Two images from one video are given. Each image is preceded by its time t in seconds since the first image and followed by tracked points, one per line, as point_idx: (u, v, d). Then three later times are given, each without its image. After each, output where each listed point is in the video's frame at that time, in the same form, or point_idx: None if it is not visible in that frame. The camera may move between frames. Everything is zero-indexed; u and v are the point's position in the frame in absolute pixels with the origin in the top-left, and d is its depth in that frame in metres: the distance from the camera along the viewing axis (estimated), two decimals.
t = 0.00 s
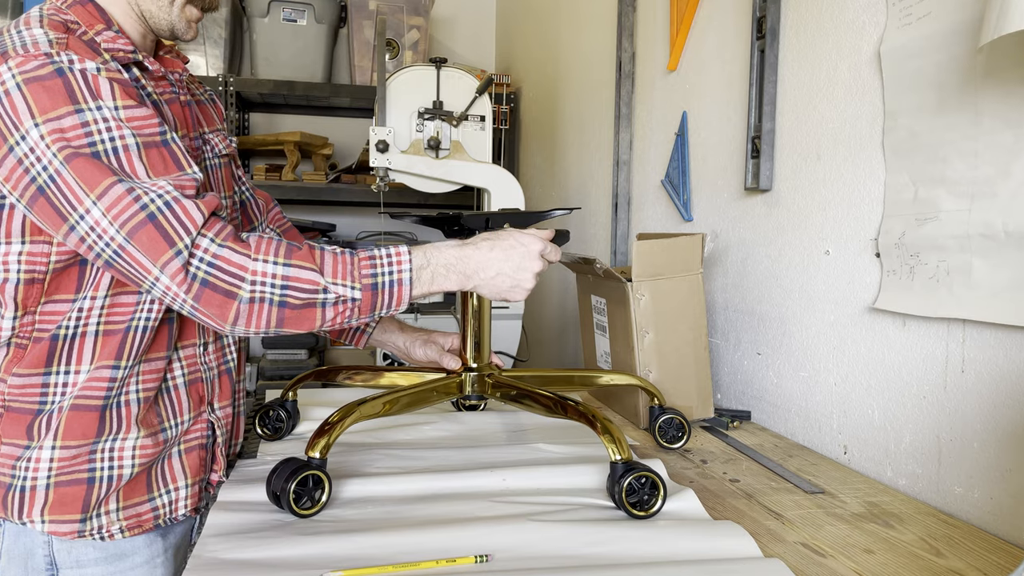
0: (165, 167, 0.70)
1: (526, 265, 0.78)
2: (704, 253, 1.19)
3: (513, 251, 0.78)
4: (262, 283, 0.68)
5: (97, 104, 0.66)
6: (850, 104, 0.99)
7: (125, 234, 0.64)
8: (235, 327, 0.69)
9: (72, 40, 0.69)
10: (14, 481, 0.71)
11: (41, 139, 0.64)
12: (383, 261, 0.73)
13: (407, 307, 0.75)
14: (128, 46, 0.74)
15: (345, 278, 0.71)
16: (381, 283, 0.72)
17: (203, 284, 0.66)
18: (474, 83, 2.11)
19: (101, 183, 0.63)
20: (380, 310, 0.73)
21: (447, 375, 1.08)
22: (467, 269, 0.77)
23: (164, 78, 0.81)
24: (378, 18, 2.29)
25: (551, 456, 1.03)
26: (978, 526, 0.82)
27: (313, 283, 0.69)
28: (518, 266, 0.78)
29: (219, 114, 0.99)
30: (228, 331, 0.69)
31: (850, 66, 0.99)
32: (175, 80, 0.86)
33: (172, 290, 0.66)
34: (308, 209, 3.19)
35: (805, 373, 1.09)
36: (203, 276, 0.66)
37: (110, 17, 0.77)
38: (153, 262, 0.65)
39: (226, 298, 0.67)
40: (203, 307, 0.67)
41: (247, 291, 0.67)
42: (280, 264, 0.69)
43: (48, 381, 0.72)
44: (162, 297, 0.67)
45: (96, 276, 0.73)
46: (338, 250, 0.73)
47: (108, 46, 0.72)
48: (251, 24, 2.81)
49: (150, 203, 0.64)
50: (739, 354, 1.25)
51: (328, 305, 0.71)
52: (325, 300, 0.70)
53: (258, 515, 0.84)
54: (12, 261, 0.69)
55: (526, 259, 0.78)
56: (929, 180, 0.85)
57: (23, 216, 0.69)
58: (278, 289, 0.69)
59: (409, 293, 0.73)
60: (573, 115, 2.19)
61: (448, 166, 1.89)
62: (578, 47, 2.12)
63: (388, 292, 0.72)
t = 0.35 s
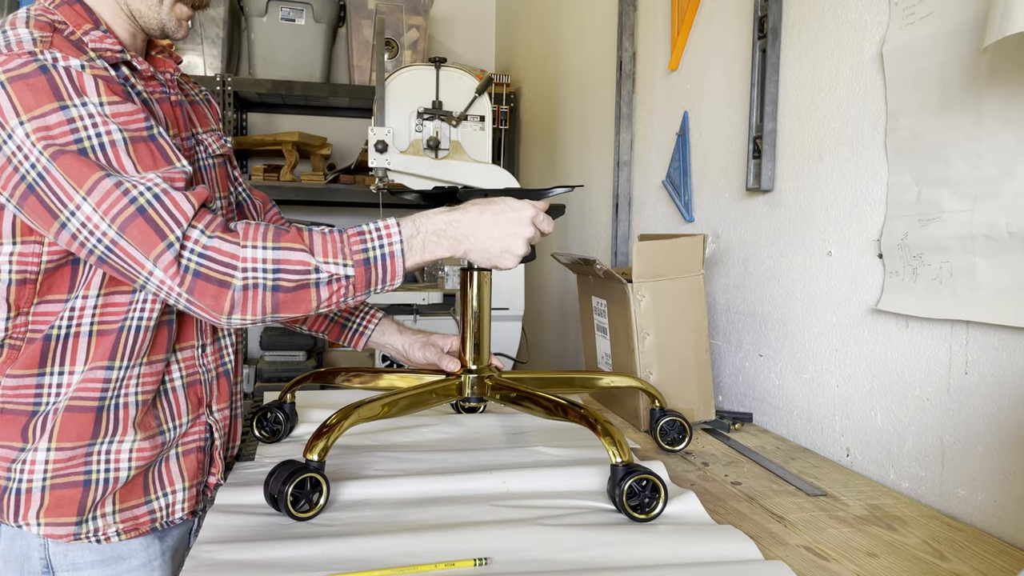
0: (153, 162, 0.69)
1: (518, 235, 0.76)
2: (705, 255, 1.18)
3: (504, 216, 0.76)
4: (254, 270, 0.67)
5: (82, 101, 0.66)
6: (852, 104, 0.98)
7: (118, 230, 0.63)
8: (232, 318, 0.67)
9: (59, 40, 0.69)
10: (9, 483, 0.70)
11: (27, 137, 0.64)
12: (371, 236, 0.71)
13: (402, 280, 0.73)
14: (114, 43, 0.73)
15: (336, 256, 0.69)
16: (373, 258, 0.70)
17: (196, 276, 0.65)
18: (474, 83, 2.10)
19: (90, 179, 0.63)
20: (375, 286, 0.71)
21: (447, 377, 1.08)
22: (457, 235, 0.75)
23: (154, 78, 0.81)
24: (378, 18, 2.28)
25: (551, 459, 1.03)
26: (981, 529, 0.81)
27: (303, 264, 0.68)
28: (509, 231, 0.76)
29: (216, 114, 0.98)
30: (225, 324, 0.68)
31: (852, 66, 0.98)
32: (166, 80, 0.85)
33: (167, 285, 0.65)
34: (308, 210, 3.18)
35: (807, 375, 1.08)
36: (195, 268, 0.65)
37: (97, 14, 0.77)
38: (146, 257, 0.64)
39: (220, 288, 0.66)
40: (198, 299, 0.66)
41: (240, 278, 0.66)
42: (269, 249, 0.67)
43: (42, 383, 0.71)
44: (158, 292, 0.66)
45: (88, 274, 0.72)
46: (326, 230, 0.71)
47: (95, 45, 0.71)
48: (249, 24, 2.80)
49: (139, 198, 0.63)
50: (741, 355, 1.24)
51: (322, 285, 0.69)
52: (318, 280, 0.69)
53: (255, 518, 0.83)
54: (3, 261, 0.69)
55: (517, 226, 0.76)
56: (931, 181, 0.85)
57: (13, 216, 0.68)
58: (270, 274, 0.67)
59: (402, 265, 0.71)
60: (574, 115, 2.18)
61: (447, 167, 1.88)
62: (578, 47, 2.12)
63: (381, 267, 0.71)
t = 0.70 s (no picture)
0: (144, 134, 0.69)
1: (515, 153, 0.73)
2: (706, 254, 1.17)
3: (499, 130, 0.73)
4: (256, 221, 0.66)
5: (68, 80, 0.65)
6: (855, 101, 0.97)
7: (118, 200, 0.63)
8: (243, 275, 0.67)
9: (41, 29, 0.68)
10: (13, 478, 0.70)
11: (16, 121, 0.63)
12: (366, 168, 0.69)
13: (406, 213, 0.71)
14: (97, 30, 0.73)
15: (334, 194, 0.67)
16: (371, 189, 0.68)
17: (201, 236, 0.65)
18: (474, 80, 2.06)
19: (85, 152, 0.63)
20: (378, 221, 0.70)
21: (447, 377, 1.07)
22: (453, 153, 0.72)
23: (141, 71, 0.80)
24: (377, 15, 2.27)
25: (551, 458, 1.02)
26: (985, 530, 0.80)
27: (304, 207, 0.66)
28: (505, 145, 0.73)
29: (210, 110, 0.98)
30: (237, 283, 0.67)
31: (855, 63, 0.97)
32: (152, 74, 0.84)
33: (174, 251, 0.64)
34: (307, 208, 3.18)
35: (809, 374, 1.07)
36: (199, 229, 0.65)
37: (81, 5, 0.76)
38: (150, 225, 0.64)
39: (228, 245, 0.65)
40: (206, 261, 0.65)
41: (244, 233, 0.65)
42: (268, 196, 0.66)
43: (42, 374, 0.71)
44: (167, 264, 0.66)
45: (84, 260, 0.72)
46: (321, 173, 0.70)
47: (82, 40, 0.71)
48: (247, 20, 2.78)
49: (137, 163, 0.63)
50: (743, 354, 1.23)
51: (326, 227, 0.68)
52: (321, 220, 0.67)
53: (254, 519, 0.83)
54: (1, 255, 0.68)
55: (514, 142, 0.73)
56: (935, 179, 0.84)
57: (8, 207, 0.68)
58: (272, 222, 0.66)
59: (402, 194, 0.69)
60: (574, 111, 2.18)
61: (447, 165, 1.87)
62: (579, 44, 2.11)
63: (381, 198, 0.69)
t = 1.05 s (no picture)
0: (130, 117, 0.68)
1: (510, 140, 0.73)
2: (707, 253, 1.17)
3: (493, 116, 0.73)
4: (243, 197, 0.65)
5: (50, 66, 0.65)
6: (857, 100, 0.97)
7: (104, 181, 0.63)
8: (232, 254, 0.66)
9: (24, 20, 0.68)
10: (9, 472, 0.69)
11: None
12: (357, 147, 0.69)
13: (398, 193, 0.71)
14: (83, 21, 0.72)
15: (324, 172, 0.67)
16: (362, 168, 0.68)
17: (188, 214, 0.64)
18: (474, 79, 2.06)
19: (68, 134, 0.63)
20: (370, 201, 0.70)
21: (447, 377, 1.06)
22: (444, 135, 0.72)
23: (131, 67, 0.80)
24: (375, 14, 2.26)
25: (551, 460, 1.02)
26: (988, 531, 0.80)
27: (293, 182, 0.66)
28: (498, 131, 0.73)
29: (206, 111, 0.97)
30: (227, 262, 0.67)
31: (856, 61, 0.97)
32: (143, 70, 0.84)
33: (160, 231, 0.65)
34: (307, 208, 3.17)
35: (811, 375, 1.07)
36: (186, 206, 0.65)
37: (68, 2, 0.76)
38: (136, 205, 0.63)
39: (215, 223, 0.65)
40: (193, 238, 0.65)
41: (232, 210, 0.65)
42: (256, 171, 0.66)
43: (36, 367, 0.70)
44: (155, 246, 0.66)
45: (73, 252, 0.71)
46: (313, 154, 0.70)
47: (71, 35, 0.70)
48: (246, 19, 2.78)
49: (122, 143, 0.63)
50: (744, 355, 1.23)
51: (316, 205, 0.67)
52: (310, 199, 0.67)
53: (252, 521, 0.82)
54: None
55: (508, 128, 0.73)
56: (937, 178, 0.83)
57: None
58: (261, 198, 0.66)
59: (393, 172, 0.69)
60: (574, 110, 2.17)
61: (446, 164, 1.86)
62: (579, 44, 2.11)
63: (372, 176, 0.68)
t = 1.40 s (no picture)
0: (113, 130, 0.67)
1: (499, 191, 0.72)
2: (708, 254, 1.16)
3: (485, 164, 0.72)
4: (219, 227, 0.65)
5: (36, 75, 0.65)
6: (859, 99, 0.96)
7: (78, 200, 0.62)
8: (203, 280, 0.66)
9: (14, 21, 0.67)
10: None
11: None
12: (341, 185, 0.68)
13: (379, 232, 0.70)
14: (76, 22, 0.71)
15: (304, 208, 0.67)
16: (342, 207, 0.67)
17: (161, 237, 0.64)
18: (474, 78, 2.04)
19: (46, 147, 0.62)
20: (349, 239, 0.69)
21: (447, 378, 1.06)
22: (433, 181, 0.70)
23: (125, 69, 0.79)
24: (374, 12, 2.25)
25: (552, 461, 1.01)
26: (991, 533, 0.79)
27: (271, 216, 0.66)
28: (489, 179, 0.72)
29: (205, 111, 0.97)
30: (198, 286, 0.67)
31: (859, 60, 0.96)
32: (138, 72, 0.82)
33: (132, 251, 0.64)
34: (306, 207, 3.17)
35: (813, 376, 1.06)
36: (159, 230, 0.64)
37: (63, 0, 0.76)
38: (109, 224, 0.63)
39: (187, 248, 0.64)
40: (165, 262, 0.64)
41: (206, 238, 0.65)
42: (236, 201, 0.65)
43: (24, 372, 0.70)
44: (128, 263, 0.65)
45: (61, 258, 0.71)
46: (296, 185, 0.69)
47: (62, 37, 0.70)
48: (244, 17, 2.77)
49: (98, 159, 0.62)
50: (746, 355, 1.22)
51: (293, 239, 0.67)
52: (287, 233, 0.66)
53: (251, 522, 0.82)
54: None
55: (499, 177, 0.72)
56: (940, 177, 0.83)
57: None
58: (237, 230, 0.65)
59: (374, 214, 0.68)
60: (574, 109, 2.16)
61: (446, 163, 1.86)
62: (579, 43, 2.10)
63: (353, 217, 0.68)
